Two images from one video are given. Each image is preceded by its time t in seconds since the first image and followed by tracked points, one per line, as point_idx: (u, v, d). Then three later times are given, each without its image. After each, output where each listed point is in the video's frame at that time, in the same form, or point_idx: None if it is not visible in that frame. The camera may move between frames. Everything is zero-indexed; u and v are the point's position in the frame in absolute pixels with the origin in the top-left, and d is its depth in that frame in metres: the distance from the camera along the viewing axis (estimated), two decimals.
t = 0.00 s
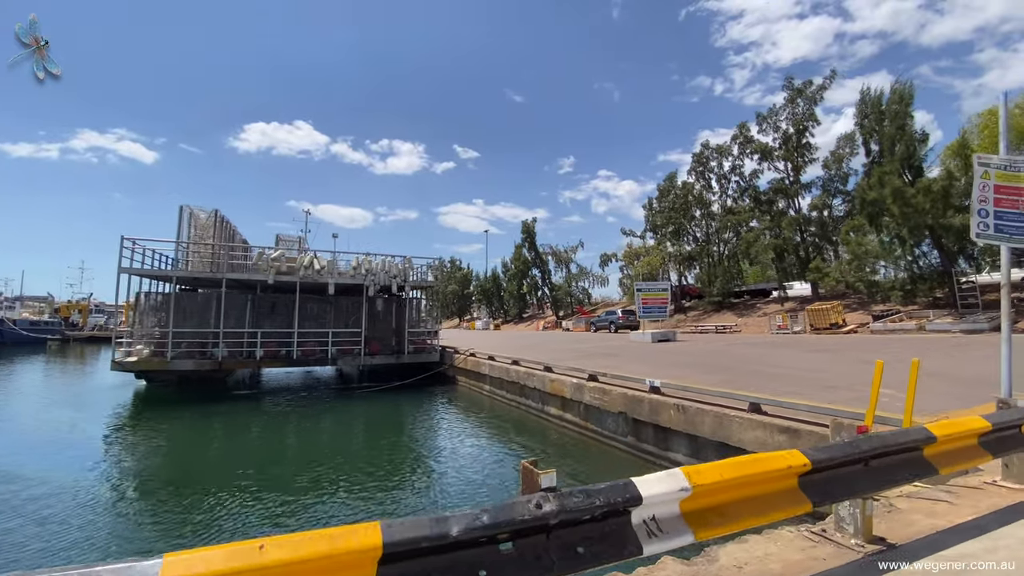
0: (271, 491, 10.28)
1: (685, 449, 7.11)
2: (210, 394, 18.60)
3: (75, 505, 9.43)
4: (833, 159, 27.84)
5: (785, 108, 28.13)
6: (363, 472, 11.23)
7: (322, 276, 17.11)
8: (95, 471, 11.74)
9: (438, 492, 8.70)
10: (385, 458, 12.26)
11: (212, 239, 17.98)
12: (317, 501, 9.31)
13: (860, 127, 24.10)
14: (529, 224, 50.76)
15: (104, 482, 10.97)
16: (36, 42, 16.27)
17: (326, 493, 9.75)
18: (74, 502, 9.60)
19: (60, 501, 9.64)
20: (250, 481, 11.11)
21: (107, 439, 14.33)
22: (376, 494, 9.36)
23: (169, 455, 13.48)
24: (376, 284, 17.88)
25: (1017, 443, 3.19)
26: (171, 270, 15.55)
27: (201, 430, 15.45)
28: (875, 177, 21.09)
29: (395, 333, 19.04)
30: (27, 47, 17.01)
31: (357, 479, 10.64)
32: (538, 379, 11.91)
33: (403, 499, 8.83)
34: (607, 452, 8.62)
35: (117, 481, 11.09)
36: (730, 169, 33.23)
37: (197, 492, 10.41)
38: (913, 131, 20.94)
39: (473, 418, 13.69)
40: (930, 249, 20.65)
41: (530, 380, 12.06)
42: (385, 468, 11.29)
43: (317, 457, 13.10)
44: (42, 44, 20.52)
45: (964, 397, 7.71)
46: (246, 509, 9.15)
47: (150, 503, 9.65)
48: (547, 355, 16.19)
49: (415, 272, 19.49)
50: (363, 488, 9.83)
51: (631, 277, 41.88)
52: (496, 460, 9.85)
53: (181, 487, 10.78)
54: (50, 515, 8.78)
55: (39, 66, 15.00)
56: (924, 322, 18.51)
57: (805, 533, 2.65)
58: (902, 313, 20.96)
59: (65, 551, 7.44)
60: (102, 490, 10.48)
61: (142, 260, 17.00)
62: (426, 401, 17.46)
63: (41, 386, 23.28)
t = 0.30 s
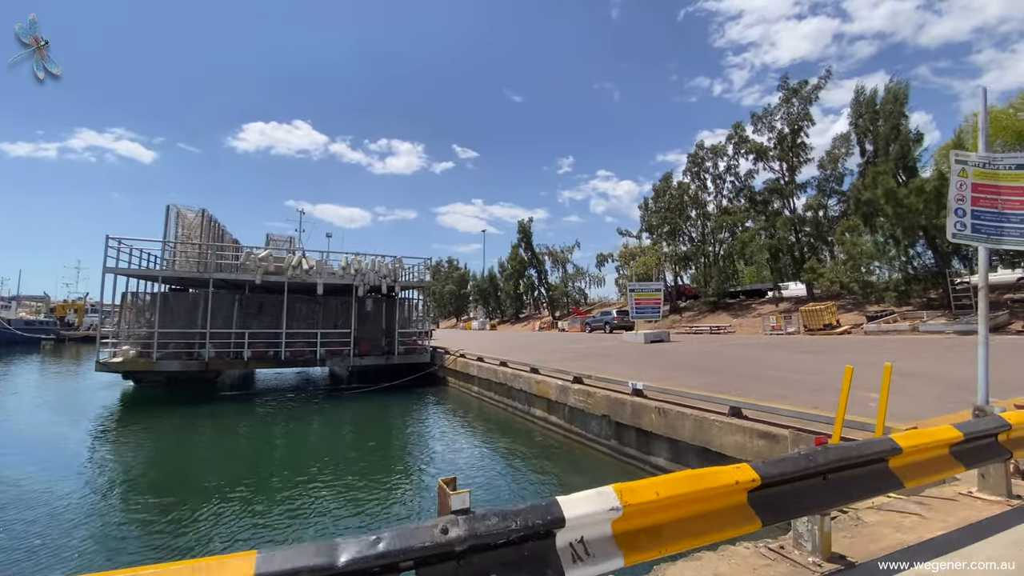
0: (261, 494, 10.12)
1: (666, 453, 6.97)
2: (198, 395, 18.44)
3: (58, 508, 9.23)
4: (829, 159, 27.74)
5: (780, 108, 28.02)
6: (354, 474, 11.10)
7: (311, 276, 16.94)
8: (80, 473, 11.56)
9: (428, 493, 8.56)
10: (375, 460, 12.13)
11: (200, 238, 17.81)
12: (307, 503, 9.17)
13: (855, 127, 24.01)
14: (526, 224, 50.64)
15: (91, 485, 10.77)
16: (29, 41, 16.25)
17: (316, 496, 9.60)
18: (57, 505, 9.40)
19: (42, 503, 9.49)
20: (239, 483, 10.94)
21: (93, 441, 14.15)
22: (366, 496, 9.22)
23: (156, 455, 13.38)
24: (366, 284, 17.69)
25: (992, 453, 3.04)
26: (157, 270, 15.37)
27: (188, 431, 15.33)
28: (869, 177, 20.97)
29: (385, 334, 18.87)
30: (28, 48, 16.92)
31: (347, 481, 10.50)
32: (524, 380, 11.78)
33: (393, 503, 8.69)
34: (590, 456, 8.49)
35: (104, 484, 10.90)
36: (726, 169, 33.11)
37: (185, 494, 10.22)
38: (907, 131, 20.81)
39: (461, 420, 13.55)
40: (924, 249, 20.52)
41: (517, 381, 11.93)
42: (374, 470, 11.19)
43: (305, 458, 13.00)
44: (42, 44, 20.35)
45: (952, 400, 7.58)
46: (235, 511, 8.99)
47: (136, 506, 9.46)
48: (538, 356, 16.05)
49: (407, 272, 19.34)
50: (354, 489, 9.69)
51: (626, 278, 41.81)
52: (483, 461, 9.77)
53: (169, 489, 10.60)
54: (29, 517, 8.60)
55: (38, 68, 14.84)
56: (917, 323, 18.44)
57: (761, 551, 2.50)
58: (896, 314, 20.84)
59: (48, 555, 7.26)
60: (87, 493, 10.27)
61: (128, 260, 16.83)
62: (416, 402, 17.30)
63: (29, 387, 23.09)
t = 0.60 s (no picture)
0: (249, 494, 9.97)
1: (645, 455, 6.87)
2: (186, 395, 18.31)
3: (39, 511, 9.02)
4: (823, 159, 27.69)
5: (774, 107, 27.97)
6: (342, 474, 11.01)
7: (299, 276, 16.81)
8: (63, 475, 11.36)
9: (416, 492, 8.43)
10: (366, 460, 12.00)
11: (188, 237, 17.65)
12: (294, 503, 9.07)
13: (848, 127, 23.96)
14: (522, 224, 50.57)
15: (76, 487, 10.58)
16: (17, 39, 16.13)
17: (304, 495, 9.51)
18: (38, 507, 9.20)
19: (22, 503, 9.42)
20: (228, 484, 10.78)
21: (79, 442, 13.96)
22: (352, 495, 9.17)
23: (143, 455, 13.32)
24: (355, 283, 17.57)
25: (959, 457, 2.90)
26: (143, 270, 15.23)
27: (176, 431, 15.24)
28: (862, 176, 20.91)
29: (375, 334, 18.75)
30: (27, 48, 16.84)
31: (335, 481, 10.41)
32: (509, 381, 11.68)
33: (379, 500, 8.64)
34: (571, 457, 8.39)
35: (89, 486, 10.71)
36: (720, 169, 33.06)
37: (172, 495, 10.04)
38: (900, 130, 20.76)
39: (448, 420, 13.47)
40: (917, 249, 20.47)
41: (502, 382, 11.84)
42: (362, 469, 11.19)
43: (294, 456, 12.99)
44: (42, 44, 20.13)
45: (936, 399, 7.50)
46: (222, 512, 8.83)
47: (120, 508, 9.26)
48: (527, 356, 15.95)
49: (397, 272, 19.23)
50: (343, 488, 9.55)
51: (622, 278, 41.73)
52: (468, 459, 9.77)
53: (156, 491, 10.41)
54: (6, 520, 8.40)
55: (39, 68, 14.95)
56: (910, 323, 18.39)
57: (708, 560, 2.39)
58: (889, 314, 20.77)
59: (29, 557, 7.08)
60: (72, 495, 10.08)
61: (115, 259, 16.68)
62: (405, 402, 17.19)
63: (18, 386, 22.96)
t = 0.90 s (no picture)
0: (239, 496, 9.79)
1: (628, 457, 6.73)
2: (175, 395, 18.16)
3: (21, 513, 8.81)
4: (819, 158, 27.60)
5: (769, 106, 27.89)
6: (330, 474, 10.93)
7: (289, 275, 16.63)
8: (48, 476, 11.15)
9: (407, 493, 8.24)
10: (356, 460, 11.82)
11: (176, 236, 17.46)
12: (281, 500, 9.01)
13: (843, 126, 23.87)
14: (518, 223, 50.46)
15: (62, 488, 10.38)
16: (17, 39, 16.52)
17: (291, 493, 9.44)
18: (21, 509, 9.01)
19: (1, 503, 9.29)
20: (217, 485, 10.57)
21: (66, 442, 13.84)
22: (340, 492, 9.09)
23: (130, 454, 13.21)
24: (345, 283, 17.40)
25: (936, 465, 2.75)
26: (129, 268, 15.04)
27: (164, 431, 15.10)
28: (857, 175, 20.81)
29: (366, 335, 18.60)
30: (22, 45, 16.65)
31: (323, 480, 10.34)
32: (496, 381, 11.54)
33: (366, 497, 8.57)
34: (556, 459, 8.26)
35: (76, 488, 10.49)
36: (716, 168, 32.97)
37: (159, 496, 9.82)
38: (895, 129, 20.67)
39: (436, 421, 13.34)
40: (912, 249, 20.37)
41: (490, 382, 11.71)
42: (351, 470, 11.10)
43: (283, 456, 12.89)
44: (42, 44, 19.97)
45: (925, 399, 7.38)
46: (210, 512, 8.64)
47: (106, 510, 9.05)
48: (518, 356, 15.81)
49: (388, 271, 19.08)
50: (331, 487, 9.39)
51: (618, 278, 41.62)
52: (455, 459, 9.68)
53: (143, 491, 10.22)
54: None
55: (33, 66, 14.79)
56: (904, 323, 18.26)
57: None
58: (883, 314, 20.66)
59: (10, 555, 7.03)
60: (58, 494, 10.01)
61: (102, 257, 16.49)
62: (396, 403, 17.04)
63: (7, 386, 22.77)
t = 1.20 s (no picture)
0: (226, 496, 9.59)
1: (610, 461, 6.55)
2: (162, 395, 17.95)
3: None
4: (816, 157, 27.42)
5: (766, 104, 27.71)
6: (317, 475, 10.75)
7: (277, 274, 16.38)
8: (31, 477, 10.92)
9: (394, 496, 8.04)
10: (346, 461, 11.63)
11: (162, 233, 17.19)
12: (265, 500, 8.83)
13: (839, 124, 23.71)
14: (515, 222, 50.27)
15: (45, 488, 10.21)
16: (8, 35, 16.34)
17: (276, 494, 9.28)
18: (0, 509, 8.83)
19: None
20: (202, 485, 10.39)
21: (50, 442, 13.61)
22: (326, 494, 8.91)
23: (115, 455, 12.99)
24: (334, 282, 17.17)
25: (916, 477, 2.55)
26: (114, 267, 14.79)
27: (150, 432, 14.87)
28: (854, 174, 20.63)
29: (355, 334, 18.39)
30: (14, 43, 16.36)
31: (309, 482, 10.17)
32: (483, 382, 11.34)
33: (350, 500, 8.37)
34: (541, 463, 8.06)
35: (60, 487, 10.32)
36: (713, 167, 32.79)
37: (144, 497, 9.60)
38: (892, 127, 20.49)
39: (425, 422, 13.15)
40: (907, 248, 20.20)
41: (477, 383, 11.53)
42: (338, 471, 10.91)
43: (271, 457, 12.70)
44: (43, 44, 19.66)
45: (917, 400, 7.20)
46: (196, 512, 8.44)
47: (88, 511, 8.84)
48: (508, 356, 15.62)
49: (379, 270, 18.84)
50: (318, 488, 9.23)
51: (614, 277, 41.45)
52: (442, 461, 9.50)
53: (127, 491, 10.05)
54: None
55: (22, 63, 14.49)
56: (899, 323, 18.09)
57: None
58: (879, 313, 20.49)
59: None
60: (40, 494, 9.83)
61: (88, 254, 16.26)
62: (385, 403, 16.84)
63: None
